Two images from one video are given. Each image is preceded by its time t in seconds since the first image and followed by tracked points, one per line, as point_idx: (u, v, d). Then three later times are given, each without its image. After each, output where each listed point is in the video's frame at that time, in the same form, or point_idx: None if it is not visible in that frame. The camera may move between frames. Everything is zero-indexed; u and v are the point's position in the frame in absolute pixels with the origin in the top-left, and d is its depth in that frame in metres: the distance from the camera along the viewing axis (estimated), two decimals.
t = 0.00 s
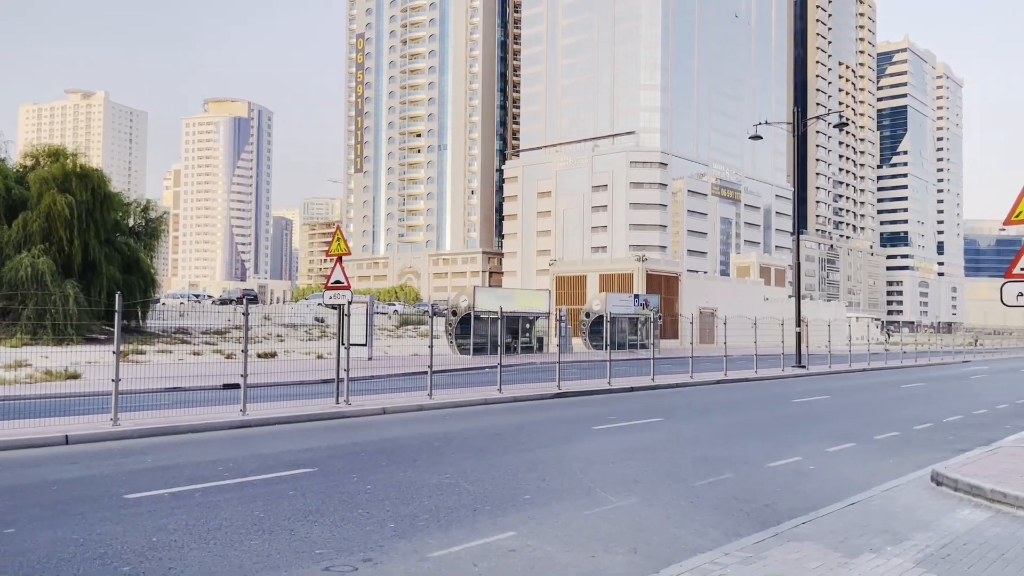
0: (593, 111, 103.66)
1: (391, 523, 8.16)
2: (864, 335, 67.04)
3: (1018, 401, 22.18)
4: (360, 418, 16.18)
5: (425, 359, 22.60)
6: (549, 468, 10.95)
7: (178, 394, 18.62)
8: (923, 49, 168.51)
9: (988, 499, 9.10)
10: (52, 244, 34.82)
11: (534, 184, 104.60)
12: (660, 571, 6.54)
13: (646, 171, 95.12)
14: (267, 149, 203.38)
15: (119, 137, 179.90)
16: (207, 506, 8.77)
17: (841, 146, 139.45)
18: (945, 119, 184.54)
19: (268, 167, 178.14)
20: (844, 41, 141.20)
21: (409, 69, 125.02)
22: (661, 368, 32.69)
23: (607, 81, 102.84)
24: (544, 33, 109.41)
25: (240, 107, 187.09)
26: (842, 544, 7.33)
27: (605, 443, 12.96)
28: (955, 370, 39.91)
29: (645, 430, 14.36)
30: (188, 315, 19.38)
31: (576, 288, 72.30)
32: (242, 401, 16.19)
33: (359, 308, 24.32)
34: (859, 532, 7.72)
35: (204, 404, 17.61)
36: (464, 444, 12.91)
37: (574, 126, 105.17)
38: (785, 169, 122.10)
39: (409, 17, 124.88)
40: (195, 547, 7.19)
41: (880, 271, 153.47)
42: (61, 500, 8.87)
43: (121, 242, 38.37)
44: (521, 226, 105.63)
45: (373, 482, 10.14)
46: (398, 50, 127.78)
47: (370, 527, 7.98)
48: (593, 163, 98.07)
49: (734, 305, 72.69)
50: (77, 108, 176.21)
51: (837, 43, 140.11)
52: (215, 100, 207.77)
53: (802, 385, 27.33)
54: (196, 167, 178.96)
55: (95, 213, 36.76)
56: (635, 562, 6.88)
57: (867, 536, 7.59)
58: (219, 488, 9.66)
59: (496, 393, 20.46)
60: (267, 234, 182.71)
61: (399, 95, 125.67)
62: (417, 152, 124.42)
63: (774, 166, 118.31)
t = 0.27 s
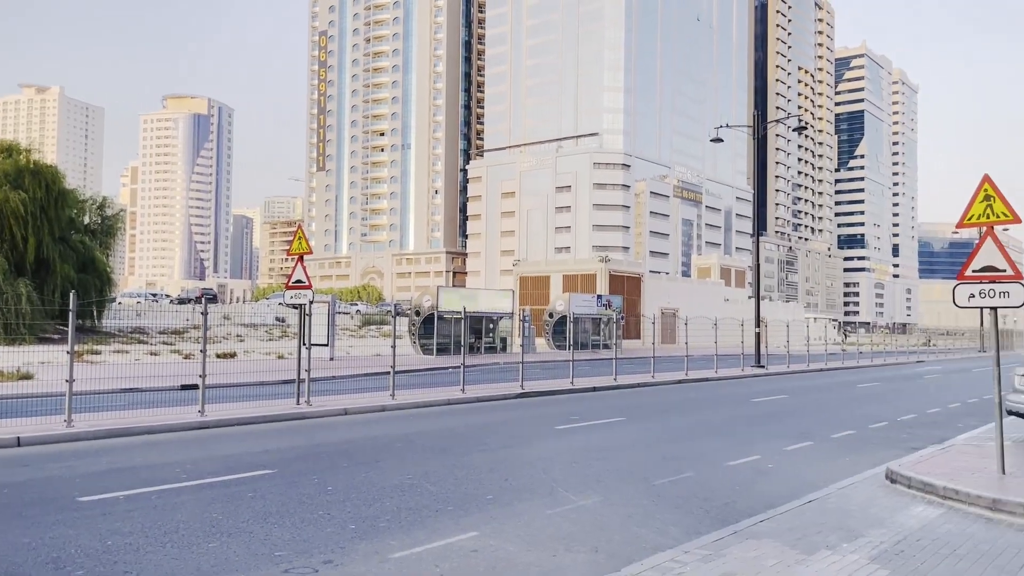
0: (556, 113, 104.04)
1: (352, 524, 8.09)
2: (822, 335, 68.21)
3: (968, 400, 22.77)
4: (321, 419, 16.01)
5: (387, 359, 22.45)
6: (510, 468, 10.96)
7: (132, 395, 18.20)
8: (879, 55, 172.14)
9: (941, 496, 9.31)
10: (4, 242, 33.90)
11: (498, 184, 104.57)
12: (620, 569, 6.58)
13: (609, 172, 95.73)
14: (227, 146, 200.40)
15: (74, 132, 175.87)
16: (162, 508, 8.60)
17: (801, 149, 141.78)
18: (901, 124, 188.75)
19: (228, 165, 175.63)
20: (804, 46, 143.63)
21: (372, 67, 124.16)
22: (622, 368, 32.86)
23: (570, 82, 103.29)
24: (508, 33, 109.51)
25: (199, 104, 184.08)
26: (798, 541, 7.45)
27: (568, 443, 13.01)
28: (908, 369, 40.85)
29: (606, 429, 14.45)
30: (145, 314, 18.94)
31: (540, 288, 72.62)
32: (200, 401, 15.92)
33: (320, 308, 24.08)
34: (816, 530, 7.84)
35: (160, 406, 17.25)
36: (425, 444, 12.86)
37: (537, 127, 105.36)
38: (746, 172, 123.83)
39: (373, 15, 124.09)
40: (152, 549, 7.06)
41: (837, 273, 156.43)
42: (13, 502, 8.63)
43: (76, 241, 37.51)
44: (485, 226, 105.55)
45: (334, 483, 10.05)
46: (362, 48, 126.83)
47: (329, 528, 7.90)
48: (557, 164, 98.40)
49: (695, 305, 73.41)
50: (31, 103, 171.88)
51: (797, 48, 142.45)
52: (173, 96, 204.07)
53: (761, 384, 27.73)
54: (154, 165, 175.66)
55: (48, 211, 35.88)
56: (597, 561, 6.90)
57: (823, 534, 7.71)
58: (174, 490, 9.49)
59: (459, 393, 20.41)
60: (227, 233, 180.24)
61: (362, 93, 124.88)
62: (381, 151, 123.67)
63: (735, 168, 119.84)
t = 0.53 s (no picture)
0: (521, 113, 104.19)
1: (313, 525, 8.01)
2: (782, 335, 69.26)
3: (922, 398, 23.27)
4: (282, 419, 15.81)
5: (350, 359, 22.28)
6: (474, 468, 10.94)
7: (89, 395, 17.82)
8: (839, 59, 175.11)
9: (896, 493, 9.50)
10: None
11: (463, 183, 104.37)
12: (582, 568, 6.60)
13: (574, 173, 96.14)
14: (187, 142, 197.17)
15: (29, 128, 171.80)
16: (119, 510, 8.44)
17: (762, 152, 143.74)
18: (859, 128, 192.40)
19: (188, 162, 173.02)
20: (765, 50, 145.75)
21: (336, 65, 123.13)
22: (586, 368, 33.02)
23: (536, 83, 103.54)
24: (473, 32, 109.35)
25: (158, 100, 180.89)
26: (757, 538, 7.54)
27: (532, 442, 13.04)
28: (865, 369, 41.65)
29: (570, 428, 14.50)
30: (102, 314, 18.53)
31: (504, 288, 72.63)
32: (160, 402, 15.65)
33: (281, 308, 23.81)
34: (775, 527, 7.95)
35: (117, 406, 16.94)
36: (389, 445, 12.78)
37: (502, 127, 105.36)
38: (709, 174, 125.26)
39: (336, 13, 123.15)
40: (107, 552, 6.92)
41: (797, 274, 158.89)
42: None
43: (30, 238, 36.59)
44: (450, 226, 105.27)
45: (294, 483, 9.92)
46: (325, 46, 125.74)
47: (291, 530, 7.81)
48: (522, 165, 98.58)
49: (658, 305, 74.03)
50: None
51: (759, 51, 144.44)
52: (132, 91, 200.34)
53: (722, 384, 28.03)
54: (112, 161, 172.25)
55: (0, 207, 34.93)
56: (559, 560, 6.91)
57: (782, 531, 7.82)
58: (132, 492, 9.31)
59: (422, 393, 20.32)
60: (187, 232, 177.47)
61: (325, 91, 123.86)
62: (345, 149, 122.70)
63: (697, 170, 121.20)
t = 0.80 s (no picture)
0: (486, 112, 104.11)
1: (271, 527, 7.87)
2: (743, 334, 70.13)
3: (880, 397, 23.72)
4: (242, 421, 15.54)
5: (311, 359, 22.03)
6: (436, 469, 10.86)
7: (41, 396, 17.38)
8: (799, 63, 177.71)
9: (853, 490, 9.66)
10: None
11: (427, 182, 103.97)
12: (543, 568, 6.58)
13: (538, 172, 96.35)
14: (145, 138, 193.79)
15: None
16: (72, 513, 8.22)
17: (724, 154, 145.55)
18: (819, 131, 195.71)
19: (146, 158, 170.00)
20: (727, 53, 147.48)
21: (299, 62, 121.85)
22: (550, 367, 33.05)
23: (501, 82, 103.52)
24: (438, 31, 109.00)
25: (116, 94, 177.40)
26: (717, 537, 7.59)
27: (495, 442, 12.99)
28: (823, 368, 42.35)
29: (534, 428, 14.48)
30: (55, 313, 18.07)
31: (468, 287, 72.51)
32: (115, 402, 15.31)
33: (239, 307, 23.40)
34: (734, 525, 8.01)
35: (71, 407, 16.55)
36: (350, 445, 12.65)
37: (467, 126, 105.07)
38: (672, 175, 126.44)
39: (299, 9, 121.85)
40: (55, 557, 6.71)
41: (758, 275, 161.13)
42: None
43: None
44: (414, 225, 104.76)
45: (253, 485, 9.74)
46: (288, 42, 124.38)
47: (249, 532, 7.66)
48: (486, 164, 98.47)
49: (622, 304, 74.43)
50: None
51: (721, 54, 146.11)
52: (89, 86, 196.28)
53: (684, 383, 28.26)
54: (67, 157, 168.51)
55: None
56: (521, 560, 6.89)
57: (741, 528, 7.88)
58: (85, 494, 9.08)
59: (384, 394, 20.13)
60: (145, 229, 174.42)
61: (287, 87, 122.55)
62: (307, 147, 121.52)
63: (660, 171, 122.29)
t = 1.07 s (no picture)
0: (451, 111, 103.83)
1: (229, 529, 7.74)
2: (706, 334, 70.91)
3: (838, 395, 24.14)
4: (201, 421, 15.28)
5: (272, 358, 21.77)
6: (398, 468, 10.78)
7: None
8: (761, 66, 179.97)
9: (810, 487, 9.80)
10: None
11: (392, 180, 103.41)
12: (503, 568, 6.56)
13: (503, 172, 96.37)
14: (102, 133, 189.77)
15: None
16: (24, 515, 8.01)
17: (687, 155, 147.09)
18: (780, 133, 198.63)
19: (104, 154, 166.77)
20: (691, 55, 148.95)
21: (261, 57, 120.33)
22: (515, 367, 33.02)
23: (466, 81, 103.34)
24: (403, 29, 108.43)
25: (72, 88, 173.70)
26: (678, 535, 7.65)
27: (458, 442, 12.94)
28: (783, 367, 42.98)
29: (496, 427, 14.47)
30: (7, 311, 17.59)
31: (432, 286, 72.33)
32: (70, 403, 14.99)
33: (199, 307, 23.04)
34: (694, 522, 8.08)
35: (23, 408, 16.15)
36: (312, 445, 12.52)
37: (431, 124, 104.69)
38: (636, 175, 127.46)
39: (262, 4, 120.42)
40: (7, 561, 6.55)
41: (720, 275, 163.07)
42: None
43: None
44: (378, 223, 104.12)
45: (211, 487, 9.58)
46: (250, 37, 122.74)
47: (206, 535, 7.52)
48: (451, 163, 98.18)
49: (586, 304, 74.70)
50: None
51: (685, 56, 147.52)
52: (44, 79, 191.90)
53: (647, 382, 28.48)
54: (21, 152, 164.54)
55: None
56: (482, 559, 6.87)
57: (702, 525, 7.95)
58: (38, 496, 8.86)
59: (346, 393, 19.95)
60: (103, 227, 171.15)
61: (249, 84, 121.04)
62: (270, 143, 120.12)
63: (624, 171, 123.16)
